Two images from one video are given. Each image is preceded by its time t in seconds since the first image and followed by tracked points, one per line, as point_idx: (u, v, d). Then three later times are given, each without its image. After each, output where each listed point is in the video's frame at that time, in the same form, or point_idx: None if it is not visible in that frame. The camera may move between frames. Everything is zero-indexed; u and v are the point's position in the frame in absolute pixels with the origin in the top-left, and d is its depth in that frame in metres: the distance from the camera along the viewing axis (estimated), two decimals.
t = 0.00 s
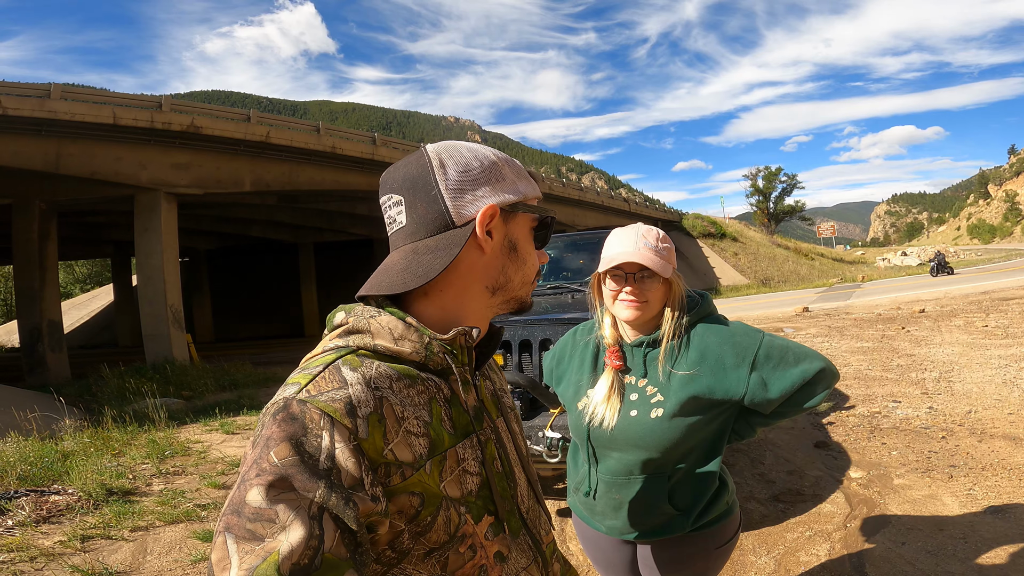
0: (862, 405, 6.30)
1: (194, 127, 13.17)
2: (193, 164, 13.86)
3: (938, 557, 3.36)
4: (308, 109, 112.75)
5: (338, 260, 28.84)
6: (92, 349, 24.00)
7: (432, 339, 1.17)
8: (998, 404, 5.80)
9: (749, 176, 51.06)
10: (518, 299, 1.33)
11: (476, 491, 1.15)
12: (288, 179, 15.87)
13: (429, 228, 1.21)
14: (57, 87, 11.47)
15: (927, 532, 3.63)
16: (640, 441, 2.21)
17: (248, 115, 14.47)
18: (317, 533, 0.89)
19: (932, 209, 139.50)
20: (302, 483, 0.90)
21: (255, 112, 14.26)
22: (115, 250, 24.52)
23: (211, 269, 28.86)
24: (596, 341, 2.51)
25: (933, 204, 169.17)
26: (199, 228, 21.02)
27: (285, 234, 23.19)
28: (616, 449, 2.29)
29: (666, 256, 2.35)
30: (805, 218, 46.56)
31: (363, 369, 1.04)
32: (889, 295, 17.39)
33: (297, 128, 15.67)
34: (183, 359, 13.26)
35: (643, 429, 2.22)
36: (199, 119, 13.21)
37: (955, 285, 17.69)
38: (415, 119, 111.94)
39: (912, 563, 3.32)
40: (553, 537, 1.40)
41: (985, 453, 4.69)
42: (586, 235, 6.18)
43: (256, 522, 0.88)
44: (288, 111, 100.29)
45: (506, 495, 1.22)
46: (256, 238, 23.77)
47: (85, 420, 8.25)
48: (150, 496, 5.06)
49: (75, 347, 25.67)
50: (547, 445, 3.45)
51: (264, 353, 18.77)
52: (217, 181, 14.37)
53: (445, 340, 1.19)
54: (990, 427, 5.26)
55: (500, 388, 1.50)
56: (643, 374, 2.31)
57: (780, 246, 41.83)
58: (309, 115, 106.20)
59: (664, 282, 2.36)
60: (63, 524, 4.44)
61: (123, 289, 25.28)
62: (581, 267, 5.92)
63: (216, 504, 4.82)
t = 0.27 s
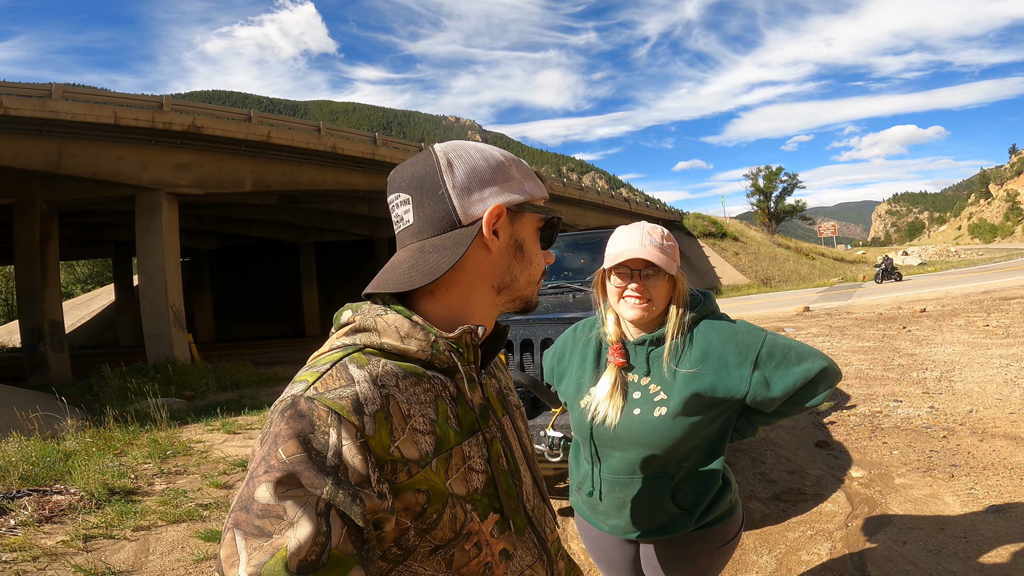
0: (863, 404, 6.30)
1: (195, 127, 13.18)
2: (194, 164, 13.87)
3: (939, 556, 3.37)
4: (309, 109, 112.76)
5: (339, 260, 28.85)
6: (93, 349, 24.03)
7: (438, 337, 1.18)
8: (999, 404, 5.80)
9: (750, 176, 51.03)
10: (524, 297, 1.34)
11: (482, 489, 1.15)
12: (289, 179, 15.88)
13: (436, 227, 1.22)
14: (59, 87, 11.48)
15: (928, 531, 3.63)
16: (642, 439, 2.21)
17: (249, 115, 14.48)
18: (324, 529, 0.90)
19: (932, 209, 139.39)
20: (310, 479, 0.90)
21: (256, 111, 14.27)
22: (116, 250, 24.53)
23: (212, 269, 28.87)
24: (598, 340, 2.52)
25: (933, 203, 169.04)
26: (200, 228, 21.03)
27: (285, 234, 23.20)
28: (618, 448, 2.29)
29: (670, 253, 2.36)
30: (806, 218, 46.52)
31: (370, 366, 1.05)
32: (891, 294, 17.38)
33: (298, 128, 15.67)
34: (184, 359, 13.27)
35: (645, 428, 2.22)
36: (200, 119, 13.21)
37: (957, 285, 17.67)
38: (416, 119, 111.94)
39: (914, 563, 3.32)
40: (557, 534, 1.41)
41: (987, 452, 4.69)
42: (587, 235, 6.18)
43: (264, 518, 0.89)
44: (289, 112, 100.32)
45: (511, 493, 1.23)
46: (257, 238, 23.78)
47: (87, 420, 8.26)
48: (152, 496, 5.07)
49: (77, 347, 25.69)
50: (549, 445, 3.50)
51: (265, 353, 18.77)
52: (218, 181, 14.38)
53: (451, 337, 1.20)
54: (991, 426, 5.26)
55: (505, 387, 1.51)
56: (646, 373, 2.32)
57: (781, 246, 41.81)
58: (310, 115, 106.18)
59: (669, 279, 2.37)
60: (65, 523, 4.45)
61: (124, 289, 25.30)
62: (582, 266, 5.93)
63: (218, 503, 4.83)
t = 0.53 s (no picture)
0: (863, 404, 6.30)
1: (195, 126, 13.18)
2: (194, 164, 13.87)
3: (938, 556, 3.37)
4: (309, 108, 112.78)
5: (339, 260, 28.87)
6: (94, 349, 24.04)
7: (437, 336, 1.19)
8: (998, 404, 5.80)
9: (750, 176, 51.02)
10: (512, 295, 1.30)
11: (480, 488, 1.16)
12: (289, 179, 15.88)
13: (408, 228, 1.25)
14: (59, 86, 11.49)
15: (927, 531, 3.64)
16: (641, 441, 2.21)
17: (249, 115, 14.49)
18: (325, 525, 0.90)
19: (933, 208, 139.28)
20: (311, 476, 0.90)
21: (256, 111, 14.28)
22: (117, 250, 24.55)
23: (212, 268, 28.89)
24: (596, 340, 2.52)
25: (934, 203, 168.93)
26: (200, 228, 21.03)
27: (286, 234, 23.21)
28: (616, 448, 2.29)
29: (669, 253, 2.37)
30: (806, 218, 46.50)
31: (371, 364, 1.06)
32: (891, 294, 17.38)
33: (298, 128, 15.67)
34: (184, 359, 13.29)
35: (643, 429, 2.22)
36: (201, 119, 13.22)
37: (958, 285, 17.65)
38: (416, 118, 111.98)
39: (913, 563, 3.32)
40: (555, 535, 1.41)
41: (986, 452, 4.70)
42: (587, 235, 6.18)
43: (264, 514, 0.88)
44: (290, 111, 100.39)
45: (510, 492, 1.23)
46: (258, 237, 23.79)
47: (88, 420, 8.27)
48: (152, 496, 5.08)
49: (77, 347, 25.71)
50: (549, 445, 3.49)
51: (265, 353, 18.78)
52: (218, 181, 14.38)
53: (450, 337, 1.21)
54: (990, 426, 5.26)
55: (504, 387, 1.51)
56: (645, 373, 2.32)
57: (782, 245, 41.79)
58: (310, 115, 106.17)
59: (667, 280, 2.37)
60: (65, 523, 4.46)
61: (125, 289, 25.32)
62: (582, 266, 5.93)
63: (218, 503, 4.83)
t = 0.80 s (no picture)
0: (863, 405, 6.29)
1: (195, 126, 13.16)
2: (194, 164, 13.86)
3: (939, 558, 3.36)
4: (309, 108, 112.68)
5: (339, 259, 28.85)
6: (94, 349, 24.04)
7: (440, 347, 1.19)
8: (1000, 405, 5.79)
9: (750, 175, 50.98)
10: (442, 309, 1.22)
11: (481, 498, 1.15)
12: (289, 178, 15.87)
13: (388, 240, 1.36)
14: (59, 86, 11.48)
15: (928, 533, 3.63)
16: (643, 447, 2.20)
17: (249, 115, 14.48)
18: (326, 534, 0.88)
19: (933, 208, 139.19)
20: (313, 485, 0.89)
21: (256, 111, 14.27)
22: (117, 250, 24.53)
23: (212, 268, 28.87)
24: (598, 345, 2.51)
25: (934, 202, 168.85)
26: (200, 228, 21.01)
27: (286, 234, 23.18)
28: (616, 455, 2.28)
29: (673, 258, 2.36)
30: (806, 217, 46.47)
31: (374, 374, 1.05)
32: (891, 294, 17.36)
33: (298, 127, 15.65)
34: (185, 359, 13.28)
35: (645, 436, 2.21)
36: (201, 118, 13.20)
37: (958, 285, 17.62)
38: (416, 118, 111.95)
39: (915, 565, 3.31)
40: (556, 547, 1.40)
41: (988, 453, 4.69)
42: (587, 235, 6.17)
43: (267, 523, 0.87)
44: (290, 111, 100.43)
45: (511, 504, 1.22)
46: (257, 237, 23.75)
47: (87, 420, 8.26)
48: (151, 497, 5.06)
49: (77, 347, 25.70)
50: (549, 447, 3.49)
51: (265, 352, 18.75)
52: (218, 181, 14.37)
53: (453, 348, 1.21)
54: (992, 427, 5.25)
55: (507, 398, 1.50)
56: (647, 379, 2.30)
57: (782, 245, 41.77)
58: (310, 114, 106.12)
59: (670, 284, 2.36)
60: (64, 524, 4.45)
61: (125, 288, 25.30)
62: (582, 267, 5.92)
63: (218, 505, 4.82)
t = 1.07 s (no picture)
0: (864, 405, 6.29)
1: (195, 126, 13.16)
2: (194, 164, 13.86)
3: (941, 558, 3.36)
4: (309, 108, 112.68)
5: (339, 259, 28.86)
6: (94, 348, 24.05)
7: (443, 348, 1.19)
8: (1001, 404, 5.78)
9: (750, 175, 50.95)
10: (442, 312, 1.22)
11: (485, 499, 1.15)
12: (290, 178, 15.86)
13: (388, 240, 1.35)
14: (59, 86, 11.48)
15: (930, 533, 3.63)
16: (647, 446, 2.20)
17: (249, 115, 14.48)
18: (332, 536, 0.88)
19: (934, 208, 139.14)
20: (318, 487, 0.89)
21: (256, 111, 14.27)
22: (117, 250, 24.53)
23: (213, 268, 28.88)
24: (601, 345, 2.50)
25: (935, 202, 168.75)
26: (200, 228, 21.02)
27: (286, 234, 23.18)
28: (621, 455, 2.28)
29: (680, 261, 2.34)
30: (807, 217, 46.42)
31: (378, 375, 1.05)
32: (892, 294, 17.34)
33: (299, 127, 15.65)
34: (185, 359, 13.28)
35: (651, 435, 2.21)
36: (201, 118, 13.20)
37: (959, 284, 17.59)
38: (416, 118, 111.94)
39: (916, 565, 3.31)
40: (561, 546, 1.40)
41: (989, 453, 4.69)
42: (588, 235, 6.17)
43: (273, 525, 0.86)
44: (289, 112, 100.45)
45: (515, 504, 1.22)
46: (258, 237, 23.76)
47: (88, 420, 8.27)
48: (152, 497, 5.07)
49: (78, 347, 25.71)
50: (551, 447, 3.50)
51: (265, 352, 18.74)
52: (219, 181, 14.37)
53: (457, 349, 1.21)
54: (993, 427, 5.25)
55: (511, 398, 1.50)
56: (652, 379, 2.30)
57: (782, 245, 41.74)
58: (311, 114, 106.13)
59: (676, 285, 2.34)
60: (66, 524, 4.45)
61: (125, 288, 25.31)
62: (583, 267, 5.92)
63: (219, 504, 4.82)
